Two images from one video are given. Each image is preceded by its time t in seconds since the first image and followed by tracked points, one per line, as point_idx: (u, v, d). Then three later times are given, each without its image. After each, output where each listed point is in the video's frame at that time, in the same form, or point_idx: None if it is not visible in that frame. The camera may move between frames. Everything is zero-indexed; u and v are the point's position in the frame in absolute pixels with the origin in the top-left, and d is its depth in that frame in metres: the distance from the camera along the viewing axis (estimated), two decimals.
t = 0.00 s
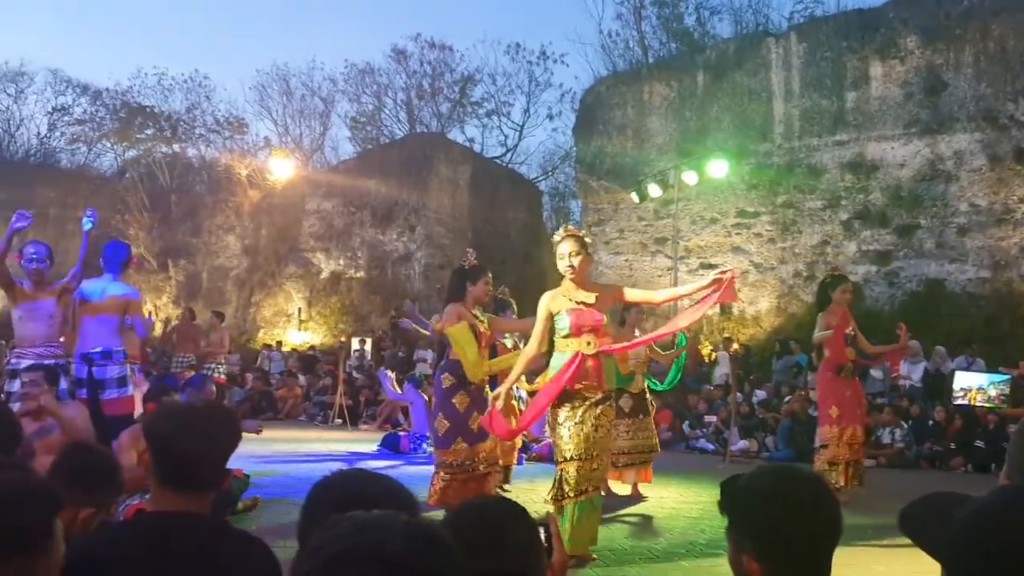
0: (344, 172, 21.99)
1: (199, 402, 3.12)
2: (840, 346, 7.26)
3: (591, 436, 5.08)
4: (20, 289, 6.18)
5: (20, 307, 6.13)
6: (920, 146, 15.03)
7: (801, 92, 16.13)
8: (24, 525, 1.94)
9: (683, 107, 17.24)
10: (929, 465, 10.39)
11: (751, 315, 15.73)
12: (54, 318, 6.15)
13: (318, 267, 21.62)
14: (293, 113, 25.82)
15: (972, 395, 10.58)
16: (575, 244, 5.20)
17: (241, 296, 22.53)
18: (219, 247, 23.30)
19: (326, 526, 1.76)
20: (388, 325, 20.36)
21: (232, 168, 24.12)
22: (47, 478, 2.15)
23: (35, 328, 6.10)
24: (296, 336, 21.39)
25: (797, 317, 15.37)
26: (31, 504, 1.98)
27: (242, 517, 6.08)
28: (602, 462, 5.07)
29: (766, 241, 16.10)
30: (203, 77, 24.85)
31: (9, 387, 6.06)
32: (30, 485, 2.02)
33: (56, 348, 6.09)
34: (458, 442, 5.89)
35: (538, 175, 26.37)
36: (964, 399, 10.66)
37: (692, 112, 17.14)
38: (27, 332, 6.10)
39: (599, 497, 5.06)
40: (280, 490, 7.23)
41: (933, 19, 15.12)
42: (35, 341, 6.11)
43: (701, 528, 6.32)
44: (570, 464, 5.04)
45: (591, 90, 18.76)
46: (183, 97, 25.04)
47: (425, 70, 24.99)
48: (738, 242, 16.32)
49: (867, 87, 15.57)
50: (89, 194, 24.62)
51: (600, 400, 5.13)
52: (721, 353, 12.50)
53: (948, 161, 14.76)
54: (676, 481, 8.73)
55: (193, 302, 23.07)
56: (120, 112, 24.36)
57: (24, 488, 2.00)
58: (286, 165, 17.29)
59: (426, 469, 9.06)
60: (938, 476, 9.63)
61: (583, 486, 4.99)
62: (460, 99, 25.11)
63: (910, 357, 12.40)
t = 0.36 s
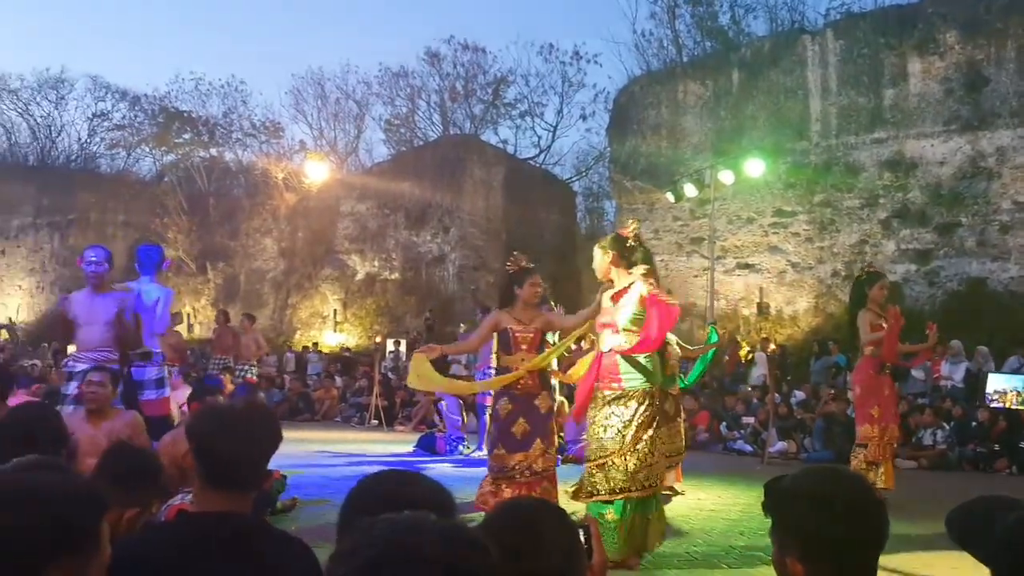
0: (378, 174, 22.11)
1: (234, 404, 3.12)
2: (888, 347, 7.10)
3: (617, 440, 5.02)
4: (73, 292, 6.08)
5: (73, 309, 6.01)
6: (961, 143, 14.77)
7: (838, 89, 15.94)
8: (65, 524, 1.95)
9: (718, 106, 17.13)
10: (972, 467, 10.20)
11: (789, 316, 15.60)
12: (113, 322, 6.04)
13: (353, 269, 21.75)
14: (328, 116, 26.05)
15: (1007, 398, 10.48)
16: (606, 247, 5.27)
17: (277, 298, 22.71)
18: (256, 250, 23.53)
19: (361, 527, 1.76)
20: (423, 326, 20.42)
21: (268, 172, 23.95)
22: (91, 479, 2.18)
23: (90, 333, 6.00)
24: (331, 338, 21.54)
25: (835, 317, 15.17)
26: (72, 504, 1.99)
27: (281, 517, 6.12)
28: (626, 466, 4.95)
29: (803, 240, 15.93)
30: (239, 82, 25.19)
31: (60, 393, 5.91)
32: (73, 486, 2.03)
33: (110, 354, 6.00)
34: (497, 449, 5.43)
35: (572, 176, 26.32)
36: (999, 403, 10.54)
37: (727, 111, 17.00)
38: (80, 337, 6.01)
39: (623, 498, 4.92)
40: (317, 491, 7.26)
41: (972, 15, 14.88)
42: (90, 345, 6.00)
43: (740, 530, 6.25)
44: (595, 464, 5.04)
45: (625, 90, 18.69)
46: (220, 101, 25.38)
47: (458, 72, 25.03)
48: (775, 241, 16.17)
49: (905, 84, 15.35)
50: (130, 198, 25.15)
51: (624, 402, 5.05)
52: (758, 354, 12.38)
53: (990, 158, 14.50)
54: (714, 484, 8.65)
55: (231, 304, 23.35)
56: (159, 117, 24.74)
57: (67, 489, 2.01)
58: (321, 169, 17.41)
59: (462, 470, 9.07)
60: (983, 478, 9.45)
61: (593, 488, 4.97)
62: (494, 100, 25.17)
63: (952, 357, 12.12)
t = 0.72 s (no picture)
0: (398, 177, 22.19)
1: (252, 406, 3.14)
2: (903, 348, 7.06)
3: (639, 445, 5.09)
4: (119, 292, 6.26)
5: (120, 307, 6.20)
6: (985, 139, 14.63)
7: (860, 87, 15.83)
8: (89, 525, 1.99)
9: (739, 105, 17.05)
10: (1000, 466, 10.09)
11: (813, 315, 15.51)
12: (158, 326, 6.19)
13: (375, 272, 21.81)
14: (349, 120, 26.19)
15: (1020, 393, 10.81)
16: (660, 249, 5.17)
17: (300, 301, 22.82)
18: (279, 253, 23.66)
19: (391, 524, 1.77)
20: (444, 328, 20.45)
21: (290, 175, 24.14)
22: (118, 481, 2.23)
23: (134, 331, 6.15)
24: (354, 340, 21.62)
25: (860, 316, 15.03)
26: (96, 505, 2.02)
27: (307, 519, 6.15)
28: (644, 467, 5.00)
29: (826, 239, 15.82)
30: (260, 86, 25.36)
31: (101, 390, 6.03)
32: (94, 486, 2.08)
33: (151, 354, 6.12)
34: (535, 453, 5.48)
35: (592, 176, 26.30)
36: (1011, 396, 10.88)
37: (749, 110, 16.91)
38: (125, 335, 6.17)
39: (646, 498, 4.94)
40: (342, 493, 7.29)
41: (997, 10, 14.70)
42: (133, 346, 6.13)
43: (764, 531, 6.23)
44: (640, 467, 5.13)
45: (645, 90, 18.63)
46: (242, 106, 25.58)
47: (478, 74, 25.05)
48: (798, 240, 16.08)
49: (929, 80, 15.21)
50: (155, 202, 25.40)
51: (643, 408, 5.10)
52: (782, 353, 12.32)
53: (1015, 154, 14.32)
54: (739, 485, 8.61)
55: (254, 307, 23.48)
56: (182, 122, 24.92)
57: (88, 488, 2.05)
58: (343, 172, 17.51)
59: (485, 471, 9.08)
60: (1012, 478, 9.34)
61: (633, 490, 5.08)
62: (513, 101, 25.19)
63: (977, 356, 11.99)
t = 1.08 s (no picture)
0: (417, 179, 22.24)
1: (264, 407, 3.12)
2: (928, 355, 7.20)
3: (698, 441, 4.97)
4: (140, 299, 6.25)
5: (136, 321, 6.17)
6: (1009, 137, 14.48)
7: (880, 85, 15.72)
8: (116, 528, 2.01)
9: (759, 105, 16.96)
10: None
11: (835, 315, 15.40)
12: (175, 329, 6.13)
13: (394, 274, 21.83)
14: (367, 123, 26.28)
15: None
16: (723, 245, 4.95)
17: (320, 304, 22.86)
18: (299, 256, 23.75)
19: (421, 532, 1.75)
20: (464, 330, 20.45)
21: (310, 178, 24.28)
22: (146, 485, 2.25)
23: (151, 338, 6.12)
24: (374, 342, 21.63)
25: (882, 316, 14.91)
26: (118, 508, 2.04)
27: (329, 521, 6.16)
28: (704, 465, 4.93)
29: (848, 238, 15.71)
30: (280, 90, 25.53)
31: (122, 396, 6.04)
32: (113, 487, 2.08)
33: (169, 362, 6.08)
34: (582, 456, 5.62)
35: (611, 177, 26.26)
36: None
37: (768, 109, 16.82)
38: (143, 342, 6.15)
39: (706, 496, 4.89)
40: (363, 495, 7.29)
41: (1019, 6, 14.54)
42: (152, 351, 6.11)
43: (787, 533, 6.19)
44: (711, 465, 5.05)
45: (664, 89, 18.56)
46: (261, 110, 25.75)
47: (495, 76, 25.09)
48: (819, 240, 15.96)
49: (951, 77, 15.07)
50: (176, 206, 25.63)
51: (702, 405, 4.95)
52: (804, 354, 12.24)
53: None
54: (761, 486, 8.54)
55: (275, 310, 23.56)
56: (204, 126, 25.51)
57: (106, 490, 2.07)
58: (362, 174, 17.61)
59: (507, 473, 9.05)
60: None
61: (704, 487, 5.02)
62: (531, 103, 25.17)
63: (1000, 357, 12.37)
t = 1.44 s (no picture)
0: (434, 183, 22.28)
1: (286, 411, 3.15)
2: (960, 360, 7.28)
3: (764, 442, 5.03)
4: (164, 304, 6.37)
5: (158, 322, 6.25)
6: None
7: (899, 84, 15.62)
8: (137, 533, 2.09)
9: (777, 105, 16.90)
10: None
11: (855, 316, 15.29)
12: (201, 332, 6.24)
13: (412, 277, 21.86)
14: (384, 127, 26.37)
15: None
16: (790, 247, 4.99)
17: (338, 308, 22.93)
18: (318, 260, 23.84)
19: (444, 536, 1.76)
20: (482, 333, 20.47)
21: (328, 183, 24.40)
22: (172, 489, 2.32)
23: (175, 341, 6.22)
24: (392, 345, 21.67)
25: (903, 317, 14.82)
26: (143, 511, 2.12)
27: (350, 523, 6.18)
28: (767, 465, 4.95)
29: (868, 239, 15.62)
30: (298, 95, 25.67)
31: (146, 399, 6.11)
32: (138, 491, 2.17)
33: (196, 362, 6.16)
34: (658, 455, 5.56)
35: (629, 179, 26.25)
36: None
37: (787, 110, 16.76)
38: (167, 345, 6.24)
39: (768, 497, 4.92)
40: (384, 497, 7.31)
41: None
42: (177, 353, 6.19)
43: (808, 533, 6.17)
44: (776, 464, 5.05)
45: (681, 91, 18.53)
46: (279, 115, 25.91)
47: (512, 79, 25.16)
48: (838, 241, 15.87)
49: (970, 76, 14.95)
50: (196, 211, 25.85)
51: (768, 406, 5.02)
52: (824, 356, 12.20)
53: None
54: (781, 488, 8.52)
55: (294, 314, 23.64)
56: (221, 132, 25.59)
57: (131, 494, 2.15)
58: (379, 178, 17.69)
59: (527, 475, 9.06)
60: None
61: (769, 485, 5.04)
62: (548, 105, 25.14)
63: None
